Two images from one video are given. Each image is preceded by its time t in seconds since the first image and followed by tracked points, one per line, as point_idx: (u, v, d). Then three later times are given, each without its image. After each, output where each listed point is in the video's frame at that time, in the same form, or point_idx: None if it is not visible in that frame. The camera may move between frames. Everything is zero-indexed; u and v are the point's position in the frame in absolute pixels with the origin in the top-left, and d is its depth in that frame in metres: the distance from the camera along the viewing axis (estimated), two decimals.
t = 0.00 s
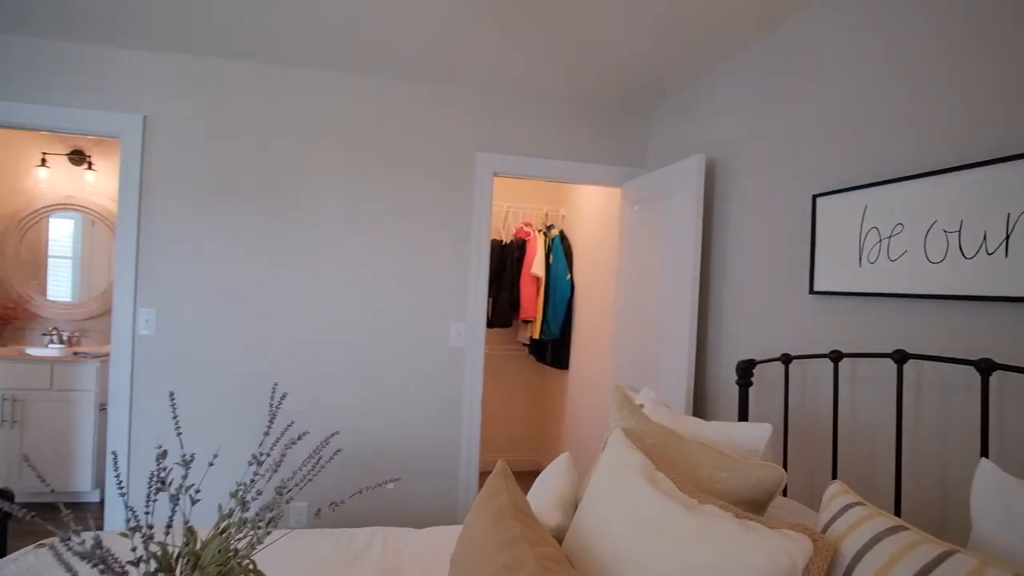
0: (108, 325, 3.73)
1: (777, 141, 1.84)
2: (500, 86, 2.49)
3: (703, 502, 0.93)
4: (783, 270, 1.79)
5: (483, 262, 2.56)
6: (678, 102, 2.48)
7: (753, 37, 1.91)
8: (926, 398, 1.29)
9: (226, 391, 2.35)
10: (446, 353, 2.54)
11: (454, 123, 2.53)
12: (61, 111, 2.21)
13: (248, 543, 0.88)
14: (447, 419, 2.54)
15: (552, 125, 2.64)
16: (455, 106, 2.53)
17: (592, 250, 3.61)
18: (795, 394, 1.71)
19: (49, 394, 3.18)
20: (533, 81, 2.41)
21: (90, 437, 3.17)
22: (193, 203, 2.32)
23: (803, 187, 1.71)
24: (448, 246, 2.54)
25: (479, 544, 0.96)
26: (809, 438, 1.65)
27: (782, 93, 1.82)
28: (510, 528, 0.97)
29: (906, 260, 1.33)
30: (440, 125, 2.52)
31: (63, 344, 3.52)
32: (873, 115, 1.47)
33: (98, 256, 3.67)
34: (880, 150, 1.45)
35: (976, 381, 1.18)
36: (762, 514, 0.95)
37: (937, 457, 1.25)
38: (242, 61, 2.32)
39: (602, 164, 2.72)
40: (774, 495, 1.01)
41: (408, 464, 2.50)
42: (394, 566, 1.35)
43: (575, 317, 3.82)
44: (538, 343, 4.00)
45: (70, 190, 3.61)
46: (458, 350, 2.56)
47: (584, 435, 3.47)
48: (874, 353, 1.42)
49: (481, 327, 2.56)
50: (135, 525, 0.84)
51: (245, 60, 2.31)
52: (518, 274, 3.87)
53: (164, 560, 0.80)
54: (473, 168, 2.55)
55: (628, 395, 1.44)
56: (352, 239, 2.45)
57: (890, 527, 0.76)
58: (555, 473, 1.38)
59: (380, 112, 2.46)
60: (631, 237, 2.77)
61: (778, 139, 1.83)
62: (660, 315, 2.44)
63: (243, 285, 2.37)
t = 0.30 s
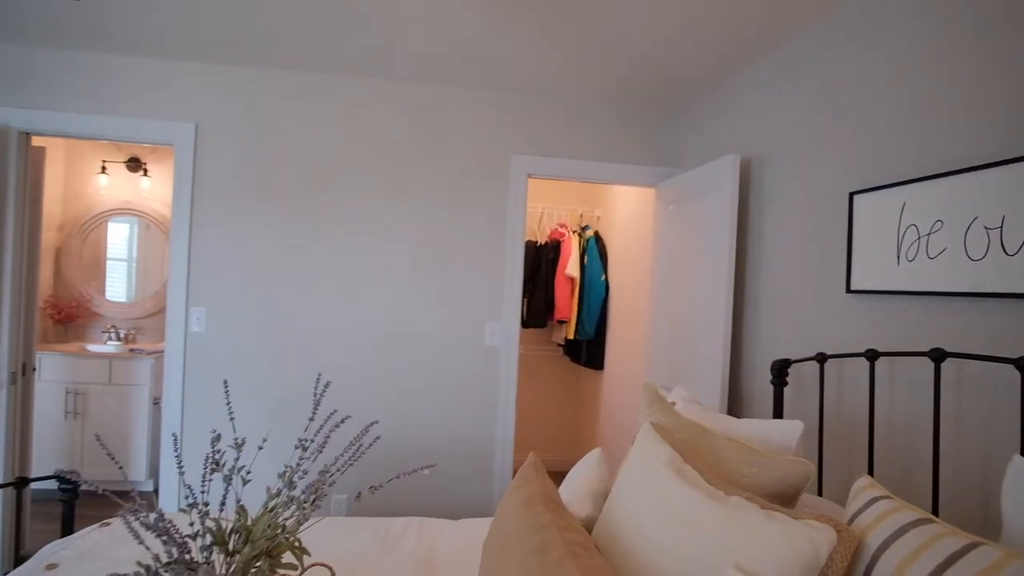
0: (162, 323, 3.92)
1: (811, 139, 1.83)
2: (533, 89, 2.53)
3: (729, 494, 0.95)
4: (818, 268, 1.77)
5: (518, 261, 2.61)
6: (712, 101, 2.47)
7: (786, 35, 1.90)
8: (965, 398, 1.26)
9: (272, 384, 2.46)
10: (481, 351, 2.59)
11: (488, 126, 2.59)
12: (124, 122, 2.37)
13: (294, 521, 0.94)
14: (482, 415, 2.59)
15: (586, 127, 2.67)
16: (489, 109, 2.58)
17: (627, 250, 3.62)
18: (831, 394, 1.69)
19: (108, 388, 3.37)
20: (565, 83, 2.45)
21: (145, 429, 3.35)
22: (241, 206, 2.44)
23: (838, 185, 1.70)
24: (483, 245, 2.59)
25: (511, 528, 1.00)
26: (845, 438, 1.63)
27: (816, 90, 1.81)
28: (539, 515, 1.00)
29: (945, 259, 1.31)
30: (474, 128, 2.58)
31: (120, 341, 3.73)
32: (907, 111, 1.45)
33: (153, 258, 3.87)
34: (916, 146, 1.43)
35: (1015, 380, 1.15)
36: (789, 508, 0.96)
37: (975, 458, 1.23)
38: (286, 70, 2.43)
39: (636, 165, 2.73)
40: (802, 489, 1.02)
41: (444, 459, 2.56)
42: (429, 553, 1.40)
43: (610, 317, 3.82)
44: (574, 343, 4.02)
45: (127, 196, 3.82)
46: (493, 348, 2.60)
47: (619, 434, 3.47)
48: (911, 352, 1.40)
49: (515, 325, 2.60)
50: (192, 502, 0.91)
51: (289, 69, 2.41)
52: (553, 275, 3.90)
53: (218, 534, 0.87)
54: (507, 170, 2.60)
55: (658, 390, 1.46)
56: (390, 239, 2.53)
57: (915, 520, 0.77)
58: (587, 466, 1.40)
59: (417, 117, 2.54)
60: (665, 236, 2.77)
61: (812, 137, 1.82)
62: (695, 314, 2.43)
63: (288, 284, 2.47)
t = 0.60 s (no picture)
0: (212, 323, 4.11)
1: (845, 139, 1.82)
2: (567, 93, 2.57)
3: (756, 485, 0.97)
4: (853, 268, 1.77)
5: (552, 261, 2.65)
6: (747, 102, 2.47)
7: (819, 35, 1.90)
8: (1003, 398, 1.25)
9: (317, 379, 2.57)
10: (515, 351, 2.65)
11: (522, 130, 2.64)
12: (180, 132, 2.52)
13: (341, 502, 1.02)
14: (516, 413, 2.65)
15: (620, 129, 2.69)
16: (523, 113, 2.64)
17: (662, 250, 3.62)
18: (865, 394, 1.68)
19: (162, 383, 3.56)
20: (598, 87, 2.49)
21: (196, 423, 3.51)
22: (287, 210, 2.56)
23: (873, 185, 1.69)
24: (518, 247, 2.65)
25: (543, 515, 1.05)
26: (880, 439, 1.62)
27: (850, 90, 1.80)
28: (569, 502, 1.04)
29: (982, 257, 1.29)
30: (509, 133, 2.64)
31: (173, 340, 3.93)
32: (942, 110, 1.44)
33: (203, 261, 4.06)
34: (953, 144, 1.41)
35: None
36: (816, 501, 0.98)
37: (1012, 459, 1.22)
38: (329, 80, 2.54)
39: (670, 166, 2.74)
40: (830, 483, 1.03)
41: (480, 455, 2.62)
42: (466, 541, 1.46)
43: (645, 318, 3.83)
44: (608, 344, 4.04)
45: (180, 202, 4.02)
46: (528, 347, 2.66)
47: (654, 434, 3.47)
48: (948, 352, 1.39)
49: (550, 325, 2.65)
50: (249, 482, 0.98)
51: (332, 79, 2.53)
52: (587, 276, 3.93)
53: (273, 512, 0.94)
54: (541, 173, 2.65)
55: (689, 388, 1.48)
56: (427, 241, 2.61)
57: (937, 512, 0.78)
58: (618, 461, 1.44)
59: (453, 123, 2.61)
60: (700, 237, 2.77)
61: (847, 137, 1.81)
62: (730, 314, 2.43)
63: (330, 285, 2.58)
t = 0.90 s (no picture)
0: (256, 323, 4.28)
1: (881, 138, 1.81)
2: (599, 96, 2.61)
3: (781, 479, 1.00)
4: (888, 269, 1.75)
5: (585, 262, 2.69)
6: (782, 101, 2.46)
7: (853, 35, 1.89)
8: None
9: (357, 375, 2.67)
10: (549, 351, 2.70)
11: (556, 134, 2.69)
12: (228, 141, 2.66)
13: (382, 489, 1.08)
14: (549, 411, 2.69)
15: (652, 132, 2.71)
16: (555, 117, 2.69)
17: (696, 252, 3.61)
18: (901, 395, 1.67)
19: (210, 380, 3.73)
20: (630, 90, 2.52)
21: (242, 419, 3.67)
22: (328, 214, 2.67)
23: (908, 184, 1.68)
24: (552, 248, 2.70)
25: (573, 505, 1.09)
26: (916, 440, 1.61)
27: (886, 89, 1.79)
28: (598, 493, 1.08)
29: (1021, 257, 1.28)
30: (542, 137, 2.69)
31: (220, 340, 4.15)
32: (980, 108, 1.43)
33: (248, 264, 4.23)
34: (991, 142, 1.40)
35: None
36: (842, 494, 1.00)
37: None
38: (369, 89, 2.64)
39: (704, 167, 2.74)
40: (857, 479, 1.05)
41: (514, 452, 2.68)
42: (499, 531, 1.52)
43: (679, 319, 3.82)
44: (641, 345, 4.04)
45: (226, 208, 4.20)
46: (561, 348, 2.70)
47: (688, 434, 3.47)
48: (984, 352, 1.37)
49: (582, 325, 2.69)
50: (298, 467, 1.06)
51: (372, 87, 2.62)
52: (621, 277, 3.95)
53: (320, 495, 1.01)
54: (574, 176, 2.70)
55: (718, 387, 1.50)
56: (462, 243, 2.68)
57: (959, 505, 0.80)
58: (648, 456, 1.47)
59: (488, 127, 2.68)
60: (734, 237, 2.76)
61: (883, 136, 1.80)
62: (764, 314, 2.42)
63: (369, 286, 2.67)
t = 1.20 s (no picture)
0: (299, 322, 4.43)
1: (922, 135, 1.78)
2: (633, 97, 2.62)
3: (813, 474, 1.01)
4: (930, 268, 1.72)
5: (620, 262, 2.71)
6: (821, 99, 2.43)
7: (894, 30, 1.86)
8: None
9: (397, 372, 2.75)
10: (584, 351, 2.72)
11: (590, 136, 2.72)
12: (274, 147, 2.77)
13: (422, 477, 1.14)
14: (584, 410, 2.72)
15: (688, 132, 2.71)
16: (590, 119, 2.72)
17: (733, 252, 3.58)
18: (943, 396, 1.64)
19: (256, 378, 3.88)
20: (665, 91, 2.52)
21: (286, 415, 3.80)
22: (368, 217, 2.76)
23: (951, 181, 1.64)
24: (587, 249, 2.72)
25: (607, 497, 1.11)
26: (959, 442, 1.58)
27: (927, 85, 1.76)
28: (630, 485, 1.11)
29: None
30: (577, 139, 2.72)
31: (264, 339, 4.29)
32: None
33: (291, 266, 4.38)
34: (1018, 139, 1.43)
35: None
36: (875, 490, 1.01)
37: None
38: (407, 95, 2.72)
39: (741, 167, 2.72)
40: (890, 476, 1.05)
41: (549, 450, 2.71)
42: (535, 524, 1.56)
43: (716, 320, 3.79)
44: (678, 346, 4.02)
45: (270, 212, 4.36)
46: (596, 348, 2.72)
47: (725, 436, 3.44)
48: None
49: (617, 325, 2.70)
50: (344, 455, 1.12)
51: (410, 93, 2.70)
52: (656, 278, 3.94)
53: (364, 482, 1.07)
54: (608, 177, 2.72)
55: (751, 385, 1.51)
56: (498, 244, 2.73)
57: (992, 501, 0.81)
58: (681, 453, 1.48)
59: (523, 130, 2.72)
60: (771, 237, 2.74)
61: (925, 132, 1.77)
62: (802, 314, 2.39)
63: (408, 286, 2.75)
